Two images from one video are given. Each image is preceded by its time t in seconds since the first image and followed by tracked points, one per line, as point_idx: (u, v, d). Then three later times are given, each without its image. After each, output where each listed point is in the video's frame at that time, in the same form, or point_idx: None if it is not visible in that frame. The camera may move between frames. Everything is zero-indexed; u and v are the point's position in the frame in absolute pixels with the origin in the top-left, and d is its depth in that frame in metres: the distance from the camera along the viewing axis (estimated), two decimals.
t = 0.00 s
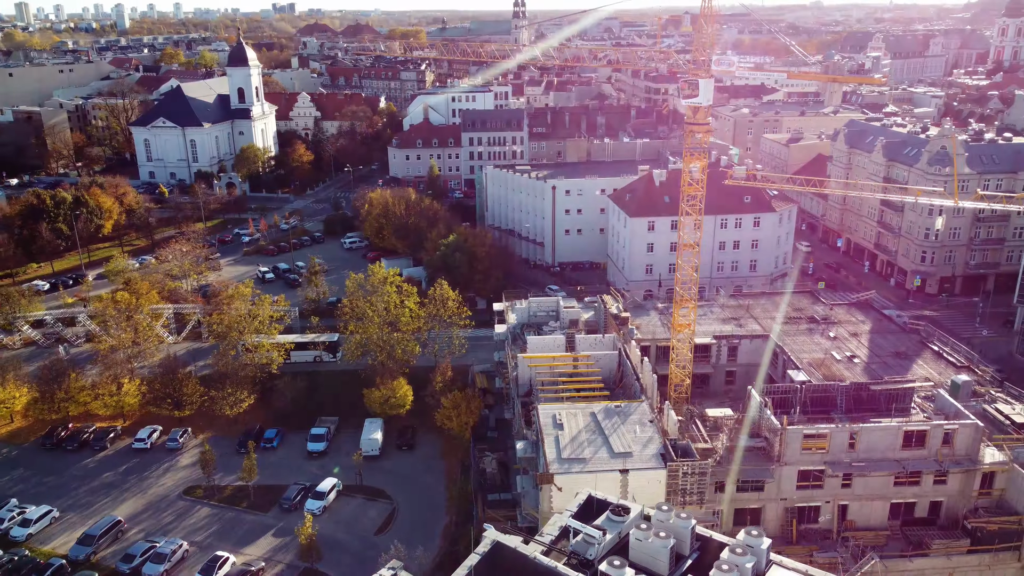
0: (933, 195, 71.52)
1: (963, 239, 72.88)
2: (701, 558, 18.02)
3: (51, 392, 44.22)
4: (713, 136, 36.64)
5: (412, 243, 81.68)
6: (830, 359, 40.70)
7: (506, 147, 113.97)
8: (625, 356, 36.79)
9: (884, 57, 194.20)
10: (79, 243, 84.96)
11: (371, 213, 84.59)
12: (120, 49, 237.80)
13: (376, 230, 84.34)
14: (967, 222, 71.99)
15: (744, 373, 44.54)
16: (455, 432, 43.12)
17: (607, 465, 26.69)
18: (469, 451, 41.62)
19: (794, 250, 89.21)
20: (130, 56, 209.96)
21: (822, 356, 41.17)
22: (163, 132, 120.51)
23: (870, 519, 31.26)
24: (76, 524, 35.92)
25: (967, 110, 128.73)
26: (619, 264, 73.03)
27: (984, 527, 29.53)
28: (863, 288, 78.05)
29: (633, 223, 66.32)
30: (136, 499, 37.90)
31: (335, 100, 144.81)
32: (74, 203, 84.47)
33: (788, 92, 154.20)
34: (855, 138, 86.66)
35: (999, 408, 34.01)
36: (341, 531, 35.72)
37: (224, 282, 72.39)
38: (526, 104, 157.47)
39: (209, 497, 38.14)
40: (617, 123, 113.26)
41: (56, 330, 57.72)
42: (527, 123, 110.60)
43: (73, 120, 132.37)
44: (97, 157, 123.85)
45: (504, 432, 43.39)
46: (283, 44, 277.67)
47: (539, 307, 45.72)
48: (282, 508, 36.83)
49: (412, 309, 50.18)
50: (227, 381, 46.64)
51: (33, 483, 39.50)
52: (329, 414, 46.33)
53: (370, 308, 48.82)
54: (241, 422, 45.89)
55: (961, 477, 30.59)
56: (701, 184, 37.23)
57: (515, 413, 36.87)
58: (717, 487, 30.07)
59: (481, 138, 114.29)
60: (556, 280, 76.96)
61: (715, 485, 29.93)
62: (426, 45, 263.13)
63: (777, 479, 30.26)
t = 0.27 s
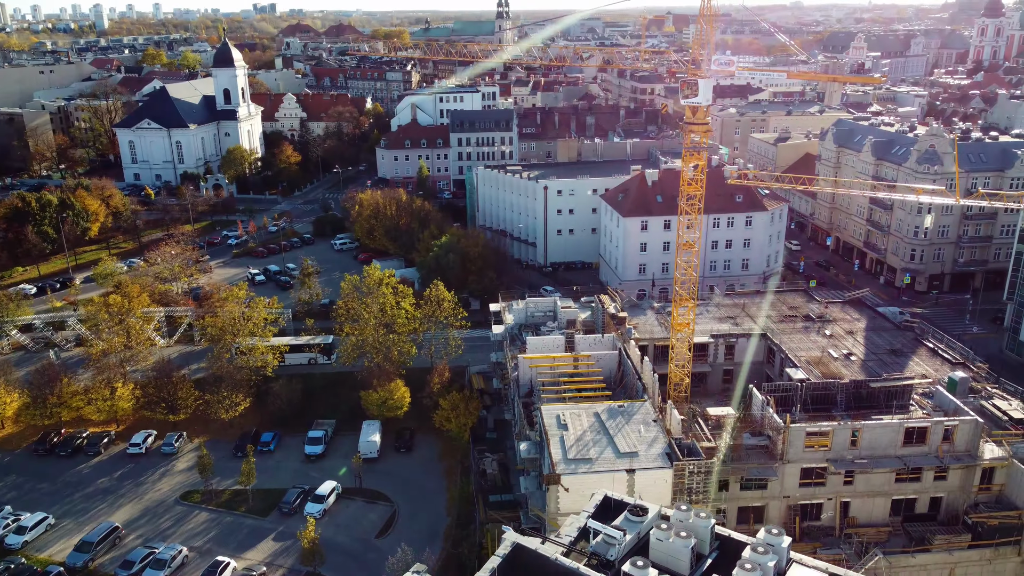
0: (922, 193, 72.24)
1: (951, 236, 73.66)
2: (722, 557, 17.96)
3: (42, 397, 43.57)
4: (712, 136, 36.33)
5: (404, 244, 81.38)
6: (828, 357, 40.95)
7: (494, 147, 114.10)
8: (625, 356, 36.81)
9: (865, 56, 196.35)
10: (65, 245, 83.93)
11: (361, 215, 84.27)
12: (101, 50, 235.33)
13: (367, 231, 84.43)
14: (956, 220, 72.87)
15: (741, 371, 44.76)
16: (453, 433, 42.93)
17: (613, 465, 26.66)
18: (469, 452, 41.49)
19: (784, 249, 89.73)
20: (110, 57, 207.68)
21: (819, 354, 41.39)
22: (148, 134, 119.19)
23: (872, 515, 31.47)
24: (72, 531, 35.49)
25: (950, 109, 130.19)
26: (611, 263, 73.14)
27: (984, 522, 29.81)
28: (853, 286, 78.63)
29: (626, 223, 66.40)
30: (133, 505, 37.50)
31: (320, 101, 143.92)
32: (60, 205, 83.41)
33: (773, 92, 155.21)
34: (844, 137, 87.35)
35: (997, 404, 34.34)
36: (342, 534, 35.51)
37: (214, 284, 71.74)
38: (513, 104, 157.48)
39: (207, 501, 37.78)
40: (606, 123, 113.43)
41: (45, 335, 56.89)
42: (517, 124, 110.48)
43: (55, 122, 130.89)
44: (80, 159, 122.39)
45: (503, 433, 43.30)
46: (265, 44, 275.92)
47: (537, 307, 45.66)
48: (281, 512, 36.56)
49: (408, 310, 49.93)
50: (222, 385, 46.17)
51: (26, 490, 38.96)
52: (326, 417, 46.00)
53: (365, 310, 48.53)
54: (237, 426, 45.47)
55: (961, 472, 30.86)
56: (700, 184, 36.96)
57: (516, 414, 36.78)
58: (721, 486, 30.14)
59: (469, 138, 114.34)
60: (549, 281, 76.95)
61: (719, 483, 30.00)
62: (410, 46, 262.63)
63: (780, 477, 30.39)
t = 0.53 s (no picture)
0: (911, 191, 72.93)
1: (940, 234, 74.41)
2: (741, 556, 17.96)
3: (34, 402, 42.97)
4: (711, 136, 36.25)
5: (395, 245, 81.07)
6: (825, 355, 41.19)
7: (483, 147, 114.02)
8: (625, 355, 36.85)
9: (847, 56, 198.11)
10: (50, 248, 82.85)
11: (352, 216, 84.00)
12: (81, 51, 232.81)
13: (357, 232, 84.20)
14: (944, 218, 73.71)
15: (737, 369, 45.22)
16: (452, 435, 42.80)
17: (620, 465, 26.67)
18: (467, 454, 41.38)
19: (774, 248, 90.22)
20: (91, 57, 205.40)
21: (816, 352, 41.62)
22: (132, 135, 117.87)
23: (873, 511, 31.66)
24: (68, 537, 35.04)
25: (933, 107, 131.57)
26: (604, 263, 73.24)
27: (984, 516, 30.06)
28: (843, 284, 79.21)
29: (619, 223, 66.55)
30: (130, 510, 37.08)
31: (306, 102, 142.33)
32: (45, 207, 82.33)
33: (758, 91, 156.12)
34: (832, 136, 87.98)
35: (993, 400, 34.69)
36: (343, 537, 35.29)
37: (204, 287, 71.06)
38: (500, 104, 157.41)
39: (205, 506, 37.44)
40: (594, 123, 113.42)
41: (34, 339, 56.08)
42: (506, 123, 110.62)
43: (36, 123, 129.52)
44: (62, 161, 120.92)
45: (502, 434, 43.23)
46: (247, 44, 274.00)
47: (534, 307, 45.61)
48: (281, 515, 36.30)
49: (404, 311, 49.72)
50: (217, 388, 45.76)
51: (20, 496, 38.40)
52: (322, 420, 45.70)
53: (361, 311, 48.29)
54: (233, 430, 45.08)
55: (960, 468, 31.14)
56: (699, 184, 36.88)
57: (516, 414, 36.72)
58: (724, 484, 30.22)
59: (457, 139, 114.56)
60: (541, 281, 76.94)
61: (723, 482, 30.08)
62: (394, 46, 261.93)
63: (782, 475, 30.53)
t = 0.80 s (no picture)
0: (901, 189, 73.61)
1: (928, 232, 75.16)
2: (760, 554, 18.05)
3: (26, 407, 42.35)
4: (710, 136, 36.41)
5: (386, 247, 80.74)
6: (822, 353, 41.42)
7: (471, 148, 115.36)
8: (625, 355, 36.88)
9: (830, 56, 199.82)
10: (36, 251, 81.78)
11: (342, 218, 83.61)
12: (59, 52, 230.20)
13: (348, 234, 83.81)
14: (932, 216, 74.48)
15: (733, 368, 45.40)
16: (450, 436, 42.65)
17: (626, 465, 26.65)
18: (466, 455, 41.26)
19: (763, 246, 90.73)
20: (71, 58, 203.07)
21: (813, 350, 41.83)
22: (116, 137, 116.50)
23: (874, 508, 31.85)
24: (65, 544, 34.57)
25: (916, 107, 132.91)
26: (596, 263, 73.34)
27: (984, 512, 30.34)
28: (833, 282, 79.79)
29: (612, 223, 66.65)
30: (127, 516, 36.65)
31: (293, 103, 141.88)
32: (30, 210, 81.23)
33: (743, 91, 157.06)
34: (821, 135, 88.60)
35: (990, 396, 35.06)
36: (344, 540, 35.06)
37: (194, 289, 70.42)
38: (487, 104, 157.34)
39: (203, 511, 37.06)
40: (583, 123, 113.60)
41: (22, 344, 55.25)
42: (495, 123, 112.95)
43: (18, 124, 128.55)
44: (45, 163, 119.46)
45: (501, 434, 43.14)
46: (229, 44, 271.66)
47: (531, 308, 45.57)
48: (280, 519, 36.00)
49: (400, 313, 49.49)
50: (212, 391, 45.32)
51: (13, 503, 37.83)
52: (318, 422, 45.38)
53: (357, 313, 48.03)
54: (228, 433, 44.66)
55: (960, 464, 31.40)
56: (698, 184, 36.96)
57: (517, 415, 36.62)
58: (728, 482, 30.30)
59: (446, 139, 115.01)
60: (534, 281, 76.91)
61: (727, 480, 30.17)
62: (379, 47, 261.21)
63: (785, 472, 30.63)
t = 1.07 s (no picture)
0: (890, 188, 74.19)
1: (917, 230, 75.91)
2: (779, 552, 18.15)
3: (18, 412, 41.77)
4: (709, 135, 36.39)
5: (377, 248, 80.40)
6: (818, 351, 41.64)
7: (460, 148, 115.73)
8: (626, 354, 36.87)
9: (813, 56, 201.55)
10: (21, 255, 80.65)
11: (332, 219, 83.20)
12: (38, 52, 227.27)
13: (338, 235, 83.38)
14: (920, 214, 75.23)
15: (730, 366, 45.52)
16: (448, 437, 42.50)
17: (631, 464, 26.66)
18: (465, 456, 41.16)
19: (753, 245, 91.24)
20: (52, 60, 200.80)
21: (810, 348, 42.05)
22: (101, 138, 115.18)
23: (874, 504, 32.06)
24: (61, 552, 34.13)
25: (900, 106, 134.25)
26: (588, 263, 73.39)
27: (984, 507, 30.63)
28: (824, 280, 80.36)
29: (605, 223, 66.75)
30: (123, 522, 36.22)
31: (278, 104, 140.79)
32: (15, 213, 80.12)
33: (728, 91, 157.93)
34: (809, 134, 89.21)
35: (986, 392, 35.35)
36: (345, 544, 34.85)
37: (184, 292, 69.70)
38: (474, 105, 157.20)
39: (201, 516, 36.67)
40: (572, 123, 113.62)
41: (11, 348, 54.47)
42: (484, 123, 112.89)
43: None
44: (28, 165, 117.94)
45: (499, 435, 43.05)
46: (210, 45, 269.31)
47: (528, 308, 45.50)
48: (280, 523, 35.70)
49: (395, 314, 49.24)
50: (206, 394, 44.89)
51: (7, 510, 37.29)
52: (315, 425, 45.07)
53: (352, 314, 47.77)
54: (224, 437, 44.28)
55: (959, 460, 31.64)
56: (697, 183, 36.98)
57: (518, 416, 36.53)
58: (731, 480, 30.38)
59: (435, 140, 115.02)
60: (527, 281, 76.88)
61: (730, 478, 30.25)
62: (363, 47, 260.33)
63: (788, 470, 30.76)
